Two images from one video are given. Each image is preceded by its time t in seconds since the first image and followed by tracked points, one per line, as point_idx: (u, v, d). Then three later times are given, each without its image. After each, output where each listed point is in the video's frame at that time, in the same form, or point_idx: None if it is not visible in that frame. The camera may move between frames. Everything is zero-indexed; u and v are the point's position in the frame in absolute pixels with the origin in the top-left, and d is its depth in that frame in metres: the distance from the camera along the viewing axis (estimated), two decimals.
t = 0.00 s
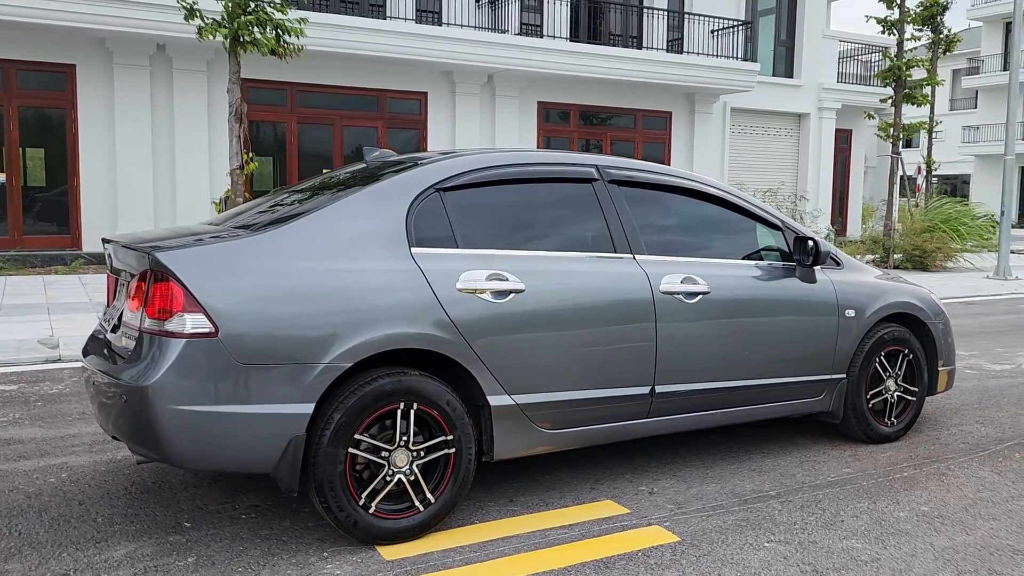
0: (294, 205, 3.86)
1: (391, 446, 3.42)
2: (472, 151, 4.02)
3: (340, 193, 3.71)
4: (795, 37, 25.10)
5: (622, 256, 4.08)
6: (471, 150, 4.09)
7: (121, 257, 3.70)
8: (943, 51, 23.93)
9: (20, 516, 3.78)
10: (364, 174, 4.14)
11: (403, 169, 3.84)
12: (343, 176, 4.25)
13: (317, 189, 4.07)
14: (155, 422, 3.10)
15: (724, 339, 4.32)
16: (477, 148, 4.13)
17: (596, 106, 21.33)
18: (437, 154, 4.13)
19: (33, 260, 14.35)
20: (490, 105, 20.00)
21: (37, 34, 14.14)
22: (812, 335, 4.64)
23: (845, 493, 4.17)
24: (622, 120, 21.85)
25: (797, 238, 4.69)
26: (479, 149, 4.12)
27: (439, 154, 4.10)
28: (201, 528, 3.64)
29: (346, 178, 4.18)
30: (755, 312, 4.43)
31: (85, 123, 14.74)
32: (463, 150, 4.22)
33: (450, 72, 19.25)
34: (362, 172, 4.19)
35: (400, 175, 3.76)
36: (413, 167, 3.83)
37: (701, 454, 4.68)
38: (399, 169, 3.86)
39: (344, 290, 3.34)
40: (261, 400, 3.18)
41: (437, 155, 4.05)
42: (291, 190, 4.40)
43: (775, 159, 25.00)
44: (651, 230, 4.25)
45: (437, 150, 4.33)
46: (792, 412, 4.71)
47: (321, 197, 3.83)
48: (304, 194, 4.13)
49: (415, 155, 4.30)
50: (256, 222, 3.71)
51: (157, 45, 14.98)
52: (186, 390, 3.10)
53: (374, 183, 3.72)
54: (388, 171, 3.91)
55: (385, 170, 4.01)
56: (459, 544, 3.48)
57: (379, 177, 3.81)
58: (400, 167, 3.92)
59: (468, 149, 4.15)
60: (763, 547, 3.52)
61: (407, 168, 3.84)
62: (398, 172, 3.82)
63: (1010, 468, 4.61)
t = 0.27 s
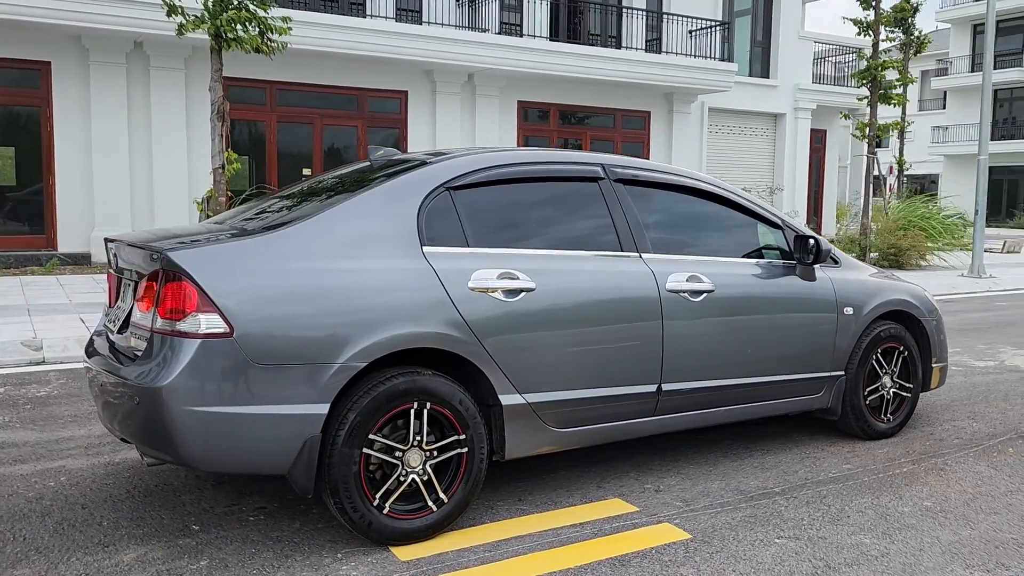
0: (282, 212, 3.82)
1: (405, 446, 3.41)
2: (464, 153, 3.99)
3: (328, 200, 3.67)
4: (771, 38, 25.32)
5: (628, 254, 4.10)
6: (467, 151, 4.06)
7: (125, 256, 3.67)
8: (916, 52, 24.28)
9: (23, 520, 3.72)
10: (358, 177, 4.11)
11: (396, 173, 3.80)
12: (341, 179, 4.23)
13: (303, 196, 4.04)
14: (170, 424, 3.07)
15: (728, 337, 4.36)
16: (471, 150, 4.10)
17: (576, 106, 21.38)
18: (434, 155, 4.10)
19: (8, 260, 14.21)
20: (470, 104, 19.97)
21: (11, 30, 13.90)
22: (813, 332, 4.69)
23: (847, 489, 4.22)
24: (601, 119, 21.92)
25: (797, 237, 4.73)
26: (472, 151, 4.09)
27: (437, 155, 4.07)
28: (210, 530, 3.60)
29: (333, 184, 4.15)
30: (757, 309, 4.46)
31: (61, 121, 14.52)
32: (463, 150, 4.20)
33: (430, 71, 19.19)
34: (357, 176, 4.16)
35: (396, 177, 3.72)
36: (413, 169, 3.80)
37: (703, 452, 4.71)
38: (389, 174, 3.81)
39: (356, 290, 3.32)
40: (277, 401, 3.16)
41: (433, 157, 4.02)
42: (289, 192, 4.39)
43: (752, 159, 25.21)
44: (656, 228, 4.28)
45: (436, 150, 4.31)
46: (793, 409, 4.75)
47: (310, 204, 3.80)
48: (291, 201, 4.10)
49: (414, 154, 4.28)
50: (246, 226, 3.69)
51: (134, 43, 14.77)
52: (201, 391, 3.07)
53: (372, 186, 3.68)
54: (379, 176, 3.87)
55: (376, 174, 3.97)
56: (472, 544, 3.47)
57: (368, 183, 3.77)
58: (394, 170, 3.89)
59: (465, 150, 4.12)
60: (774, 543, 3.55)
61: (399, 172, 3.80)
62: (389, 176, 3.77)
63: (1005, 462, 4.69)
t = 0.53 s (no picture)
0: (277, 221, 3.83)
1: (425, 445, 3.44)
2: (459, 157, 3.99)
3: (321, 210, 3.67)
4: (748, 38, 25.57)
5: (639, 254, 4.16)
6: (466, 154, 4.07)
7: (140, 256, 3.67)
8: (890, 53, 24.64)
9: (36, 522, 3.69)
10: (355, 184, 4.11)
11: (393, 180, 3.80)
12: (340, 184, 4.24)
13: (295, 206, 4.05)
14: (195, 424, 3.07)
15: (734, 335, 4.43)
16: (468, 153, 4.10)
17: (557, 105, 21.44)
18: (435, 157, 4.11)
19: None
20: (451, 103, 19.96)
21: None
22: (815, 330, 4.78)
23: (851, 483, 4.31)
24: (581, 118, 22.00)
25: (800, 237, 4.83)
26: (469, 154, 4.10)
27: (439, 158, 4.08)
28: (228, 530, 3.60)
29: (326, 193, 4.15)
30: (762, 308, 4.54)
31: (38, 119, 14.33)
32: (467, 152, 4.22)
33: (411, 70, 19.16)
34: (355, 182, 4.17)
35: (393, 185, 3.71)
36: (415, 173, 3.80)
37: (708, 448, 4.78)
38: (384, 182, 3.81)
39: (377, 290, 3.34)
40: (301, 401, 3.17)
41: (433, 160, 4.03)
42: (293, 197, 4.43)
43: (729, 158, 25.45)
44: (665, 228, 4.34)
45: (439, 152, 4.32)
46: (795, 406, 4.84)
47: (305, 213, 3.80)
48: (282, 211, 4.13)
49: (417, 157, 4.29)
50: (242, 230, 3.71)
51: (112, 40, 14.59)
52: (227, 390, 3.08)
53: (375, 192, 3.67)
54: (375, 183, 3.86)
55: (371, 181, 3.97)
56: (491, 541, 3.51)
57: (362, 191, 3.77)
58: (393, 176, 3.89)
59: (465, 153, 4.13)
60: (786, 536, 3.62)
61: (396, 179, 3.80)
62: (385, 184, 3.76)
63: (1000, 456, 4.82)
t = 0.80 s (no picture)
0: (269, 227, 3.82)
1: (439, 443, 3.47)
2: (456, 160, 3.98)
3: (313, 217, 3.67)
4: (727, 38, 25.76)
5: (644, 253, 4.21)
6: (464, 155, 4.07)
7: (150, 256, 3.67)
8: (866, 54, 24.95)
9: (45, 523, 3.67)
10: (350, 188, 4.10)
11: (389, 186, 3.79)
12: (338, 187, 4.24)
13: (287, 211, 4.05)
14: (213, 423, 3.08)
15: (736, 332, 4.49)
16: (466, 155, 4.10)
17: (539, 104, 21.48)
18: (435, 160, 4.10)
19: None
20: (434, 102, 19.93)
21: None
22: (814, 327, 4.86)
23: (851, 476, 4.39)
24: (562, 117, 22.05)
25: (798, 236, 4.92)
26: (468, 155, 4.10)
27: (440, 160, 4.08)
28: (240, 529, 3.61)
29: (317, 199, 4.15)
30: (763, 305, 4.61)
31: (16, 117, 14.14)
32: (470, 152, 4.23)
33: (394, 68, 19.10)
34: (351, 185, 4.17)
35: (389, 190, 3.70)
36: (414, 178, 3.79)
37: (709, 444, 4.84)
38: (378, 189, 3.80)
39: (391, 289, 3.36)
40: (319, 399, 3.19)
41: (432, 163, 4.02)
42: (292, 199, 4.45)
43: (709, 157, 25.63)
44: (670, 227, 4.40)
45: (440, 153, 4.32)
46: (794, 401, 4.92)
47: (297, 220, 3.81)
48: (274, 215, 4.13)
49: (419, 158, 4.29)
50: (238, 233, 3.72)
51: (91, 37, 14.43)
52: (245, 390, 3.08)
53: (375, 197, 3.66)
54: (370, 189, 3.85)
55: (365, 187, 3.96)
56: (504, 537, 3.54)
57: (355, 199, 3.76)
58: (390, 181, 3.88)
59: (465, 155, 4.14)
60: (793, 529, 3.69)
61: (392, 185, 3.79)
62: (382, 190, 3.75)
63: (992, 449, 4.93)
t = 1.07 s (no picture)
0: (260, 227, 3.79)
1: (449, 441, 3.47)
2: (450, 161, 3.94)
3: (304, 221, 3.65)
4: (710, 38, 25.87)
5: (648, 251, 4.22)
6: (461, 155, 4.04)
7: (155, 255, 3.64)
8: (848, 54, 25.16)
9: (49, 525, 3.63)
10: (343, 190, 4.08)
11: (382, 188, 3.78)
12: (334, 188, 4.22)
13: (278, 213, 4.03)
14: (225, 422, 3.05)
15: (739, 329, 4.52)
16: (462, 154, 4.07)
17: (524, 103, 21.47)
18: (431, 160, 4.08)
19: None
20: (419, 101, 19.87)
21: None
22: (813, 324, 4.90)
23: (852, 472, 4.43)
24: (547, 116, 22.05)
25: (797, 233, 4.96)
26: (463, 155, 4.06)
27: (437, 159, 4.06)
28: (248, 530, 3.58)
29: (308, 203, 4.13)
30: (764, 302, 4.64)
31: None
32: (469, 151, 4.21)
33: (379, 66, 19.02)
34: (345, 187, 4.15)
35: (381, 194, 3.67)
36: (408, 180, 3.76)
37: (710, 440, 4.87)
38: (371, 192, 3.77)
39: (401, 287, 3.36)
40: (331, 398, 3.18)
41: (428, 164, 3.99)
42: (289, 199, 4.43)
43: (693, 156, 25.74)
44: (673, 224, 4.41)
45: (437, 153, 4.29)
46: (794, 398, 4.95)
47: (289, 222, 3.78)
48: (264, 217, 4.10)
49: (415, 158, 4.26)
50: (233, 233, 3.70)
51: (72, 34, 14.26)
52: (258, 389, 3.07)
53: (369, 201, 3.63)
54: (363, 192, 3.83)
55: (358, 189, 3.93)
56: (514, 535, 3.55)
57: (347, 202, 3.73)
58: (384, 183, 3.86)
59: (462, 154, 4.11)
60: (799, 525, 3.72)
61: (385, 187, 3.76)
62: (375, 193, 3.72)
63: (988, 444, 4.99)
